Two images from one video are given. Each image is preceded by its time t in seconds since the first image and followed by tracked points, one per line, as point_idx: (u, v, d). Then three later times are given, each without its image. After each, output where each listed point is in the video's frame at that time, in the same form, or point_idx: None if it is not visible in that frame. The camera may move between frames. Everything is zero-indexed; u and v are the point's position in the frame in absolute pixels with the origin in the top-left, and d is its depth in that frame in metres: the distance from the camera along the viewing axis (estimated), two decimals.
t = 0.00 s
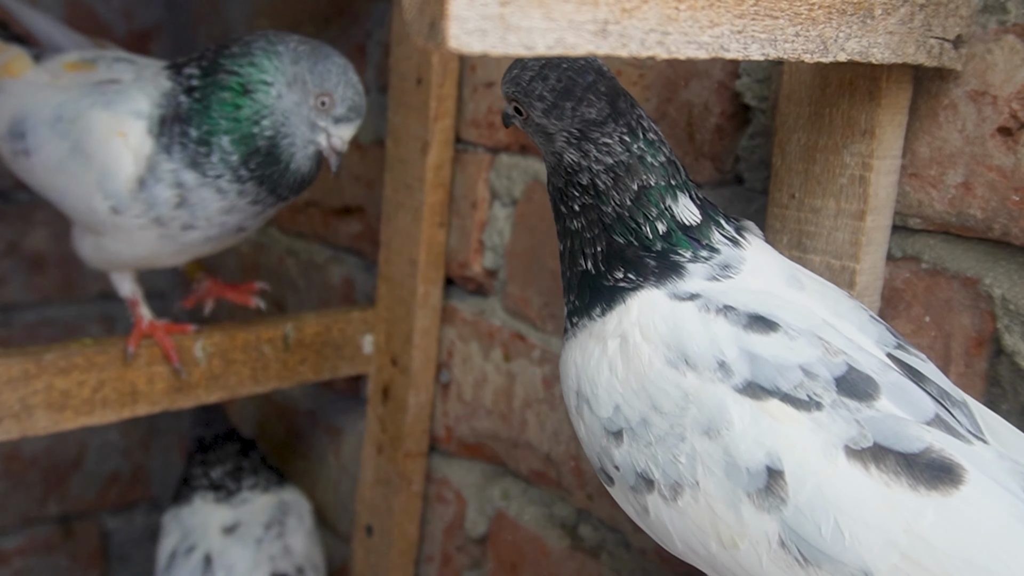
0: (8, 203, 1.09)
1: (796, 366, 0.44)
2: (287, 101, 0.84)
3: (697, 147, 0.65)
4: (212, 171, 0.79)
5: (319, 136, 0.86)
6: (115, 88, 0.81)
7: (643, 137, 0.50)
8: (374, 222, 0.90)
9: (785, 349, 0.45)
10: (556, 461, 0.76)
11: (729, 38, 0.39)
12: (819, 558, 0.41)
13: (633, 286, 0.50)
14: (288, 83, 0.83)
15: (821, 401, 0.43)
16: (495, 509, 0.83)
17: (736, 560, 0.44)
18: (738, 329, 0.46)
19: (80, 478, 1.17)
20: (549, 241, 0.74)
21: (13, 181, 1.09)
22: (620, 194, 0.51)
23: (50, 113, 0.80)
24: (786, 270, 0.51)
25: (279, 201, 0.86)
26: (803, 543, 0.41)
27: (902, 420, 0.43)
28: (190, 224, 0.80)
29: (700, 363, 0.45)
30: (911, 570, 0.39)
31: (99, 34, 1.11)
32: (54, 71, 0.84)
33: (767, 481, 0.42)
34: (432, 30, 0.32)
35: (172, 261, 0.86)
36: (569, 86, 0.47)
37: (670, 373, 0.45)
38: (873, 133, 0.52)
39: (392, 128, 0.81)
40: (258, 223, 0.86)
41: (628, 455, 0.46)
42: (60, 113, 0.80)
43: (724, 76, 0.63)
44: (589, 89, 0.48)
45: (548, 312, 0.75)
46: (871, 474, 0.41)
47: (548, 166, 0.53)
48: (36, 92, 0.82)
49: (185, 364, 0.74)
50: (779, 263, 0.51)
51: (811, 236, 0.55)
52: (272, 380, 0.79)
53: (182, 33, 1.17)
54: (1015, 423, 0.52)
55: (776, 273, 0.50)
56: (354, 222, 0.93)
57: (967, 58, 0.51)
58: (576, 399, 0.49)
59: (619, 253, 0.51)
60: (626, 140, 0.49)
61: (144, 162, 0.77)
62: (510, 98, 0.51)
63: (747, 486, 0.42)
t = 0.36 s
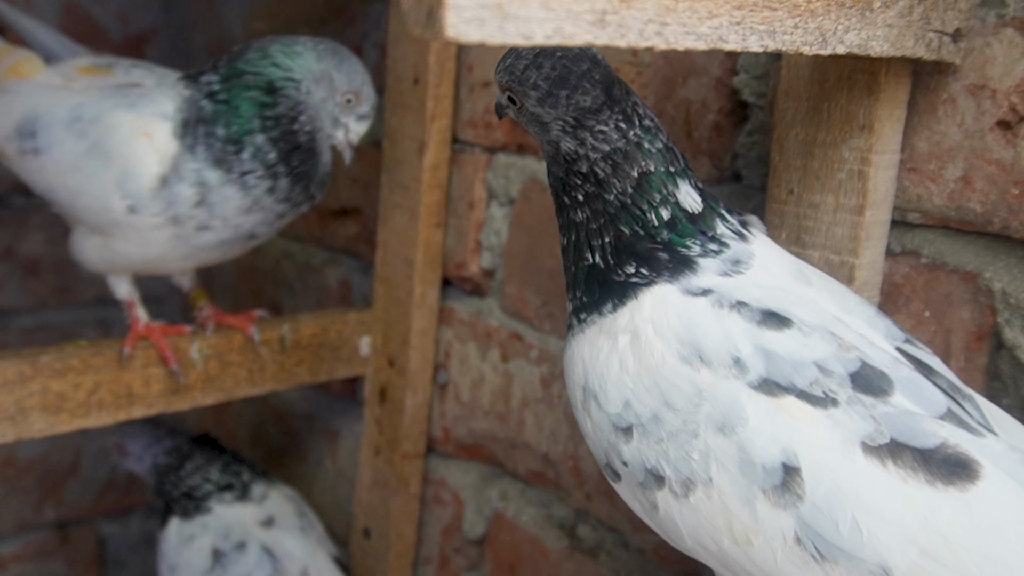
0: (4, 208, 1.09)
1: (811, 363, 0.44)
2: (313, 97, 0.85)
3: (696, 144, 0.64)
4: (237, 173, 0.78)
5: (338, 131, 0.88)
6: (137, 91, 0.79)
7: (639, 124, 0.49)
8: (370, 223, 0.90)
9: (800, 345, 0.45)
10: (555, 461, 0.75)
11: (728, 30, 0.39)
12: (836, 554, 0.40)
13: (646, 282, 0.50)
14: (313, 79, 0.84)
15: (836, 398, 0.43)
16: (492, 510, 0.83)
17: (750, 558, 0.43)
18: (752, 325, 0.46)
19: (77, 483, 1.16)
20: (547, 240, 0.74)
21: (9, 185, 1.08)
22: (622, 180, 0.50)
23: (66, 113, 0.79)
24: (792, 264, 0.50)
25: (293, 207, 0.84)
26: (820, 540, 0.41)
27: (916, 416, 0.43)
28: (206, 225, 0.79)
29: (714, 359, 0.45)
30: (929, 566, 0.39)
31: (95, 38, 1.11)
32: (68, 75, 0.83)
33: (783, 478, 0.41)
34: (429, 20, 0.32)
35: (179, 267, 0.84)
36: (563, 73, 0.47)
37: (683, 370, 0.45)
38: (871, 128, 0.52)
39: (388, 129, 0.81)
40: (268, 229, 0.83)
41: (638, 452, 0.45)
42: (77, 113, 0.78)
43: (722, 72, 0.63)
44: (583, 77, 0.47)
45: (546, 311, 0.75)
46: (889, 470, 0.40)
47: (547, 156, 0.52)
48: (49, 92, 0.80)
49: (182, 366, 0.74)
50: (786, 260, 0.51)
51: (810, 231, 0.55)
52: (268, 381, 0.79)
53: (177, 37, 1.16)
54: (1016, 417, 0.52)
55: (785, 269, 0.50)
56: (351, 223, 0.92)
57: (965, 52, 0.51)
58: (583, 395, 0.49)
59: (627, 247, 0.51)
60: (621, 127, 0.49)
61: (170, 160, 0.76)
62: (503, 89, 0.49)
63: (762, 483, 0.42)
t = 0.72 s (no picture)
0: (7, 186, 1.09)
1: (822, 324, 0.44)
2: (318, 60, 0.85)
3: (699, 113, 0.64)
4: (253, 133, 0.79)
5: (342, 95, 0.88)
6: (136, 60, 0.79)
7: (684, 77, 0.51)
8: (374, 197, 0.90)
9: (811, 306, 0.45)
10: (560, 433, 0.76)
11: None
12: (848, 513, 0.41)
13: (658, 246, 0.49)
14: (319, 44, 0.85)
15: (849, 357, 0.43)
16: (498, 482, 0.83)
17: (761, 518, 0.44)
18: (763, 286, 0.46)
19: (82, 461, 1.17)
20: (551, 212, 0.74)
21: (11, 163, 1.08)
22: (665, 128, 0.50)
23: (68, 88, 0.77)
24: (799, 229, 0.50)
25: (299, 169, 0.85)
26: (832, 498, 0.41)
27: (928, 374, 0.43)
28: (220, 189, 0.79)
29: (726, 319, 0.45)
30: (942, 522, 0.39)
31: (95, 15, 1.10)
32: (65, 50, 0.81)
33: (796, 437, 0.42)
34: None
35: (189, 237, 0.84)
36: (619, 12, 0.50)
37: (694, 331, 0.45)
38: (877, 93, 0.51)
39: (391, 102, 0.81)
40: (277, 193, 0.84)
41: (648, 413, 0.45)
42: (80, 86, 0.77)
43: (725, 41, 0.62)
44: (637, 22, 0.50)
45: (550, 283, 0.75)
46: (903, 429, 0.41)
47: (582, 107, 0.53)
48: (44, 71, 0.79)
49: (186, 339, 0.74)
50: (790, 223, 0.51)
51: (815, 198, 0.55)
52: (272, 355, 0.79)
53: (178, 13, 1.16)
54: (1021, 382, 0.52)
55: (793, 233, 0.50)
56: (354, 198, 0.92)
57: (973, 15, 0.50)
58: (591, 358, 0.48)
59: (642, 209, 0.51)
60: (672, 72, 0.50)
61: (181, 126, 0.76)
62: (546, 32, 0.52)
63: (775, 442, 0.42)
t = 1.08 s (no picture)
0: (10, 154, 1.09)
1: (835, 282, 0.44)
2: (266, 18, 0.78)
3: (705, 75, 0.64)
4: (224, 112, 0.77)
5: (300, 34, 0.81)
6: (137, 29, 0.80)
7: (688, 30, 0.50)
8: (378, 162, 0.90)
9: (824, 265, 0.44)
10: (565, 397, 0.76)
11: None
12: (861, 470, 0.41)
13: (671, 207, 0.49)
14: None
15: (862, 315, 0.43)
16: (503, 447, 0.83)
17: (773, 477, 0.43)
18: (775, 246, 0.45)
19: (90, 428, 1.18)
20: (555, 176, 0.74)
21: (14, 132, 1.08)
22: (670, 83, 0.49)
23: (73, 55, 0.79)
24: (810, 190, 0.50)
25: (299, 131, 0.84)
26: (845, 454, 0.41)
27: (940, 332, 0.43)
28: (218, 160, 0.78)
29: (739, 279, 0.44)
30: (954, 477, 0.39)
31: None
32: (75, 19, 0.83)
33: (809, 395, 0.41)
34: None
35: (194, 200, 0.83)
36: None
37: (707, 290, 0.45)
38: (883, 51, 0.51)
39: (394, 65, 0.80)
40: (285, 156, 0.84)
41: (660, 372, 0.45)
42: (83, 53, 0.78)
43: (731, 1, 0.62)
44: None
45: (555, 247, 0.75)
46: (915, 386, 0.41)
47: (586, 63, 0.51)
48: (59, 39, 0.80)
49: (194, 302, 0.75)
50: (800, 184, 0.51)
51: (820, 158, 0.55)
52: (278, 321, 0.80)
53: None
54: None
55: (803, 193, 0.50)
56: (358, 163, 0.92)
57: None
58: (601, 319, 0.48)
59: (655, 169, 0.50)
60: (674, 26, 0.49)
61: (160, 107, 0.75)
62: None
63: (788, 400, 0.42)
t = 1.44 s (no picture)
0: (19, 147, 1.10)
1: (836, 286, 0.45)
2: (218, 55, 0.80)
3: (707, 71, 0.64)
4: (181, 125, 0.80)
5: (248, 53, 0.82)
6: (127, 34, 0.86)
7: (665, 58, 0.50)
8: (383, 155, 0.90)
9: (825, 269, 0.45)
10: (570, 390, 0.77)
11: None
12: (866, 471, 0.41)
13: (669, 212, 0.50)
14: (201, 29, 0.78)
15: (863, 318, 0.43)
16: (509, 438, 0.84)
17: (779, 478, 0.44)
18: (777, 250, 0.46)
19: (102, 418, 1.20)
20: (559, 171, 0.74)
21: (23, 125, 1.09)
22: (642, 113, 0.50)
23: (69, 60, 0.85)
24: (811, 193, 0.51)
25: (279, 132, 0.85)
26: (849, 456, 0.42)
27: (940, 334, 0.43)
28: (188, 162, 0.82)
29: (742, 284, 0.45)
30: (957, 476, 0.40)
31: None
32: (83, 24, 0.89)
33: (813, 398, 0.42)
34: None
35: (190, 194, 0.87)
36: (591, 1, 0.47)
37: (710, 296, 0.45)
38: (882, 50, 0.51)
39: (399, 60, 0.81)
40: (269, 154, 0.86)
41: (665, 376, 0.46)
42: (76, 59, 0.84)
43: None
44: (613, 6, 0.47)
45: (559, 241, 0.76)
46: (917, 387, 0.41)
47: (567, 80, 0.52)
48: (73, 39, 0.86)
49: (198, 300, 0.75)
50: (802, 186, 0.51)
51: (820, 155, 0.55)
52: (285, 315, 0.81)
53: None
54: None
55: (803, 196, 0.50)
56: (364, 157, 0.93)
57: None
58: (606, 325, 0.49)
59: (649, 176, 0.51)
60: (645, 60, 0.49)
61: (129, 112, 0.80)
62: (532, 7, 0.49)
63: (792, 403, 0.43)
